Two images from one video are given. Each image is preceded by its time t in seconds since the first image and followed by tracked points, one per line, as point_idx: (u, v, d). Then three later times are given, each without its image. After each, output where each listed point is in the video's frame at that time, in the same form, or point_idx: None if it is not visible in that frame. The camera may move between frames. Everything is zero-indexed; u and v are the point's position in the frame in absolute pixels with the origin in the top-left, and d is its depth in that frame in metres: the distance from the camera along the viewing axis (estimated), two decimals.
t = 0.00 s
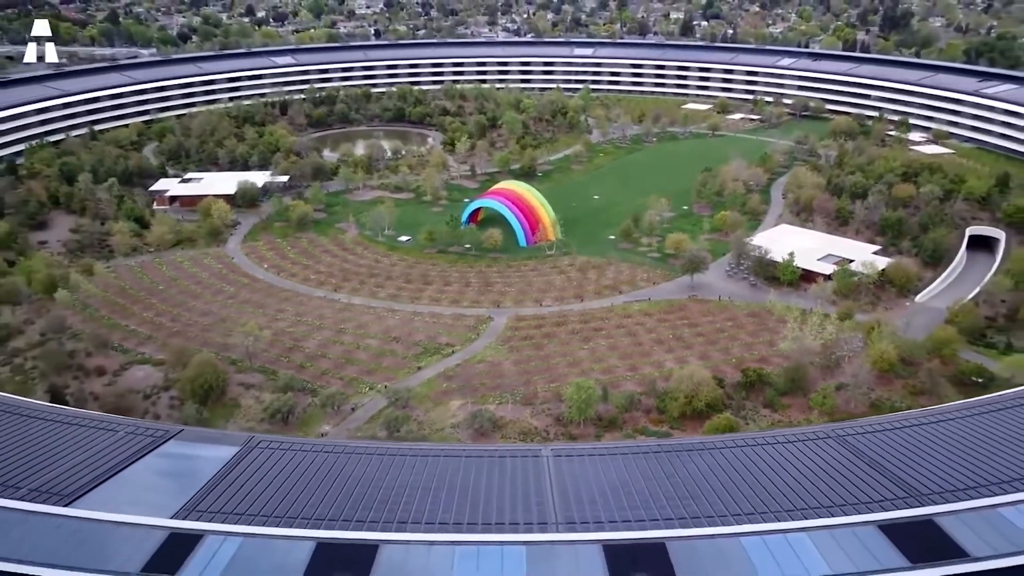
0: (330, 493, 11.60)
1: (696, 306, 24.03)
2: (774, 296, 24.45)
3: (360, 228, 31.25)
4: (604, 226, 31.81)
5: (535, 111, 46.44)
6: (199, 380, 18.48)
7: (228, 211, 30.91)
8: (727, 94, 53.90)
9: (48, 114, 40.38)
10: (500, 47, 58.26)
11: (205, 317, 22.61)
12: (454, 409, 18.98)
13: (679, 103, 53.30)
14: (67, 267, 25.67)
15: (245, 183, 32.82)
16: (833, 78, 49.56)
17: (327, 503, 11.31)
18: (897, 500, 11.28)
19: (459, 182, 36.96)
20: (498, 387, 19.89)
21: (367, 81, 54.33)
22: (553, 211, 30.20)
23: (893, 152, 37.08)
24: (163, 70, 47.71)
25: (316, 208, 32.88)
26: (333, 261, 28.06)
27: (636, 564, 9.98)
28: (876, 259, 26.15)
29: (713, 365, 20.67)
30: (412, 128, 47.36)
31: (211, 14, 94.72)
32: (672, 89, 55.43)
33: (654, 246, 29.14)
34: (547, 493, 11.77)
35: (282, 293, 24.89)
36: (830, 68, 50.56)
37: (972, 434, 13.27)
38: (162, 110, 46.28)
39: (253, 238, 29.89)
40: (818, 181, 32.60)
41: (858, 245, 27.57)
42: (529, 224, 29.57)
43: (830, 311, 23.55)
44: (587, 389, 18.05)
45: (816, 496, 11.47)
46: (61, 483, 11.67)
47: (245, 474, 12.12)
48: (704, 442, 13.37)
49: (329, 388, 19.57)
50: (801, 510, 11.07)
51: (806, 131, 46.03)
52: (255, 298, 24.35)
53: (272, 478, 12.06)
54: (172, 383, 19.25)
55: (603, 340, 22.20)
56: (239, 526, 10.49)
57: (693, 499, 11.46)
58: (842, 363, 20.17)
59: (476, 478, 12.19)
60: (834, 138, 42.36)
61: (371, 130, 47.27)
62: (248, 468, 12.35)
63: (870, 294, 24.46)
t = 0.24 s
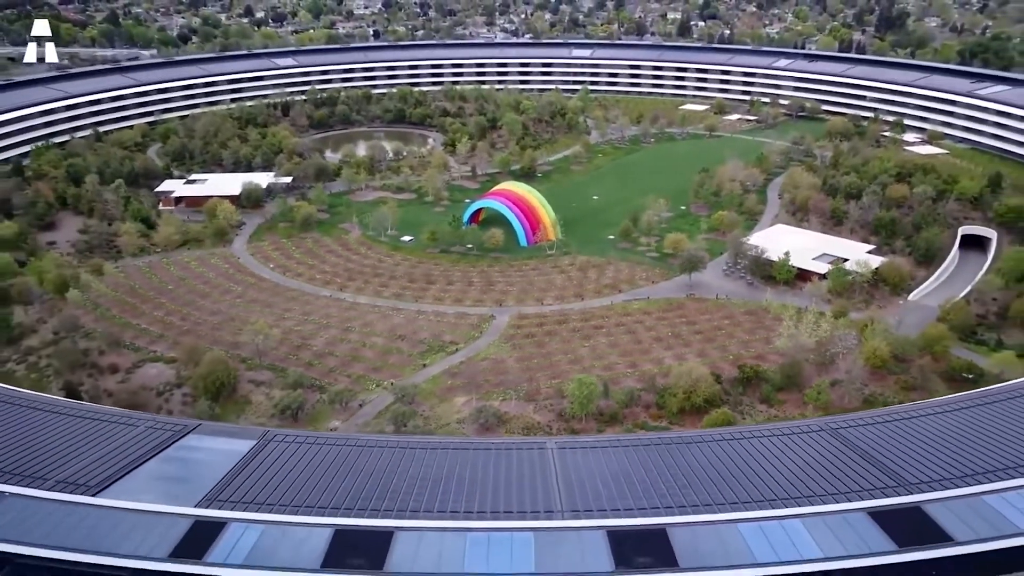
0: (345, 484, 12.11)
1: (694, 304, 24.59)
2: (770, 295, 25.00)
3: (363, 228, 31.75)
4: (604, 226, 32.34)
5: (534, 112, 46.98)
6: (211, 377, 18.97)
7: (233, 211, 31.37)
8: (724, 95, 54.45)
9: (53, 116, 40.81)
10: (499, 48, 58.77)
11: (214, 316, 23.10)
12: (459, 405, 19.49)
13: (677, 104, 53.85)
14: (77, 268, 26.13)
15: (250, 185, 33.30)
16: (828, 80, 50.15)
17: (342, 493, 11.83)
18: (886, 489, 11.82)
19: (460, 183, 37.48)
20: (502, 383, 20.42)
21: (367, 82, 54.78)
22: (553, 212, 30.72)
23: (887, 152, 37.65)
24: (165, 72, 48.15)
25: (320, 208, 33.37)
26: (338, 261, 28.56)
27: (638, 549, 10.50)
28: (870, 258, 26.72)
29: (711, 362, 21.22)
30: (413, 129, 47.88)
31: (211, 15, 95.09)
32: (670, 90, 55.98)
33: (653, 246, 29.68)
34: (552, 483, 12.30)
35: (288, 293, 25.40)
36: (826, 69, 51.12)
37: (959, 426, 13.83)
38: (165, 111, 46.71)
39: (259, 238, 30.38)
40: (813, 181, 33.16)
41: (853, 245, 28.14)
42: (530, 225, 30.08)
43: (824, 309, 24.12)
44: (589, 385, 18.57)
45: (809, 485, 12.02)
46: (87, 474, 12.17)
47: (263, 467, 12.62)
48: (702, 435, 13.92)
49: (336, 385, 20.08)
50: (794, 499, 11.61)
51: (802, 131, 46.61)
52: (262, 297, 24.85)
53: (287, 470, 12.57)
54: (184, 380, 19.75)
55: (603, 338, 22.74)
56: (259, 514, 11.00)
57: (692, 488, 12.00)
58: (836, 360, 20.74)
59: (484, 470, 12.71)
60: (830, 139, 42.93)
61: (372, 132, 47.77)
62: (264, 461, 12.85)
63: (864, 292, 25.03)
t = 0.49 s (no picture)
0: (359, 475, 12.64)
1: (692, 303, 25.12)
2: (767, 294, 25.54)
3: (367, 229, 32.24)
4: (603, 226, 32.86)
5: (534, 113, 47.50)
6: (222, 374, 19.48)
7: (238, 212, 31.84)
8: (721, 95, 54.99)
9: (58, 117, 41.23)
10: (498, 49, 59.27)
11: (223, 315, 23.62)
12: (463, 401, 20.01)
13: (675, 105, 54.38)
14: (87, 268, 26.60)
15: (254, 186, 33.77)
16: (825, 81, 50.71)
17: (356, 484, 12.36)
18: (877, 479, 12.36)
19: (461, 183, 37.99)
20: (505, 380, 20.94)
21: (368, 83, 55.22)
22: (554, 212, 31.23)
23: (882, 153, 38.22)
24: (168, 73, 48.59)
25: (323, 209, 33.85)
26: (343, 261, 29.05)
27: (639, 535, 11.03)
28: (864, 257, 27.28)
29: (709, 359, 21.77)
30: (414, 130, 48.38)
31: (211, 15, 95.56)
32: (668, 91, 56.53)
33: (652, 246, 30.21)
34: (557, 474, 12.83)
35: (295, 292, 25.89)
36: (822, 70, 51.67)
37: (947, 420, 14.37)
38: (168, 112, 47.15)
39: (264, 238, 30.86)
40: (809, 182, 33.70)
41: (847, 244, 28.69)
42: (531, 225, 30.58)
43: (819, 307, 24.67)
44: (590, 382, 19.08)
45: (803, 476, 12.54)
46: (110, 466, 12.66)
47: (279, 459, 13.15)
48: (700, 429, 14.46)
49: (344, 382, 20.58)
50: (788, 488, 12.14)
51: (798, 132, 47.19)
52: (269, 296, 25.34)
53: (302, 462, 13.08)
54: (195, 377, 20.26)
55: (603, 336, 23.26)
56: (278, 504, 11.52)
57: (690, 479, 12.53)
58: (830, 357, 21.29)
59: (491, 462, 13.25)
60: (826, 140, 43.49)
61: (373, 133, 48.25)
62: (280, 453, 13.38)
63: (858, 291, 25.59)
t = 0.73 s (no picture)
0: (370, 467, 13.16)
1: (690, 301, 25.66)
2: (763, 292, 26.08)
3: (369, 228, 32.73)
4: (602, 225, 33.38)
5: (533, 114, 47.99)
6: (232, 371, 19.97)
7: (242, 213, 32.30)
8: (718, 95, 55.53)
9: (62, 118, 41.63)
10: (497, 50, 59.75)
11: (230, 314, 24.13)
12: (467, 397, 20.52)
13: (672, 105, 54.91)
14: (95, 267, 27.05)
15: (258, 186, 34.23)
16: (820, 81, 51.27)
17: (368, 475, 12.88)
18: (867, 469, 12.90)
19: (461, 183, 38.49)
20: (507, 376, 21.46)
21: (368, 83, 55.64)
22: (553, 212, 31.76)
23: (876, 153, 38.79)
24: (170, 74, 49.00)
25: (326, 209, 34.32)
26: (346, 260, 29.54)
27: (640, 522, 11.54)
28: (858, 256, 27.84)
29: (706, 355, 22.30)
30: (414, 130, 48.86)
31: (209, 15, 95.94)
32: (665, 91, 57.08)
33: (650, 245, 30.75)
34: (561, 465, 13.36)
35: (300, 291, 26.38)
36: (818, 71, 52.23)
37: (936, 413, 14.91)
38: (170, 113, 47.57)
39: (268, 238, 31.33)
40: (804, 182, 34.26)
41: (842, 243, 29.25)
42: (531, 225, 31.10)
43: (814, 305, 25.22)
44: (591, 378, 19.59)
45: (797, 467, 13.08)
46: (132, 459, 13.15)
47: (293, 452, 13.66)
48: (698, 422, 14.99)
49: (350, 379, 21.09)
50: (782, 478, 12.69)
51: (794, 132, 47.75)
52: (275, 295, 25.83)
53: (315, 455, 13.59)
54: (205, 374, 20.75)
55: (603, 333, 23.79)
56: (295, 494, 12.04)
57: (688, 469, 13.06)
58: (824, 353, 21.84)
59: (497, 454, 13.77)
60: (821, 139, 44.04)
61: (373, 133, 48.72)
62: (293, 446, 13.89)
63: (852, 289, 26.15)
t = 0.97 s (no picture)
0: (381, 457, 13.75)
1: (686, 298, 26.29)
2: (758, 289, 26.71)
3: (371, 227, 33.28)
4: (600, 224, 33.99)
5: (532, 114, 48.56)
6: (242, 367, 20.49)
7: (246, 212, 32.81)
8: (714, 95, 56.18)
9: (66, 119, 42.09)
10: (495, 50, 60.30)
11: (238, 311, 24.68)
12: (470, 391, 21.11)
13: (669, 104, 55.51)
14: (103, 266, 27.56)
15: (261, 186, 34.75)
16: (815, 81, 51.93)
17: (379, 464, 13.46)
18: (856, 458, 13.52)
19: (461, 183, 39.06)
20: (509, 372, 22.05)
21: (367, 83, 56.14)
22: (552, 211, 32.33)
23: (869, 152, 39.45)
24: (172, 75, 49.45)
25: (329, 208, 34.86)
26: (349, 259, 30.08)
27: (640, 507, 12.12)
28: (850, 254, 28.49)
29: (702, 351, 22.91)
30: (413, 130, 49.41)
31: (207, 15, 96.29)
32: (661, 91, 57.70)
33: (647, 244, 31.36)
34: (563, 455, 13.96)
35: (305, 289, 26.93)
36: (812, 71, 52.89)
37: (923, 405, 15.55)
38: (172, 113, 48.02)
39: (272, 237, 31.87)
40: (799, 181, 34.91)
41: (835, 241, 29.89)
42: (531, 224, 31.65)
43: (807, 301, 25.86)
44: (590, 373, 20.20)
45: (789, 456, 13.68)
46: (153, 451, 13.72)
47: (306, 443, 14.25)
48: (694, 414, 15.61)
49: (356, 374, 21.66)
50: (775, 466, 13.31)
51: (788, 132, 48.41)
52: (281, 293, 26.39)
53: (328, 446, 14.17)
54: (215, 370, 21.30)
55: (602, 329, 24.40)
56: (311, 482, 12.63)
57: (685, 459, 13.66)
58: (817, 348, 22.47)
59: (502, 444, 14.37)
60: (816, 139, 44.68)
61: (373, 133, 49.26)
62: (307, 437, 14.48)
63: (845, 286, 26.80)
